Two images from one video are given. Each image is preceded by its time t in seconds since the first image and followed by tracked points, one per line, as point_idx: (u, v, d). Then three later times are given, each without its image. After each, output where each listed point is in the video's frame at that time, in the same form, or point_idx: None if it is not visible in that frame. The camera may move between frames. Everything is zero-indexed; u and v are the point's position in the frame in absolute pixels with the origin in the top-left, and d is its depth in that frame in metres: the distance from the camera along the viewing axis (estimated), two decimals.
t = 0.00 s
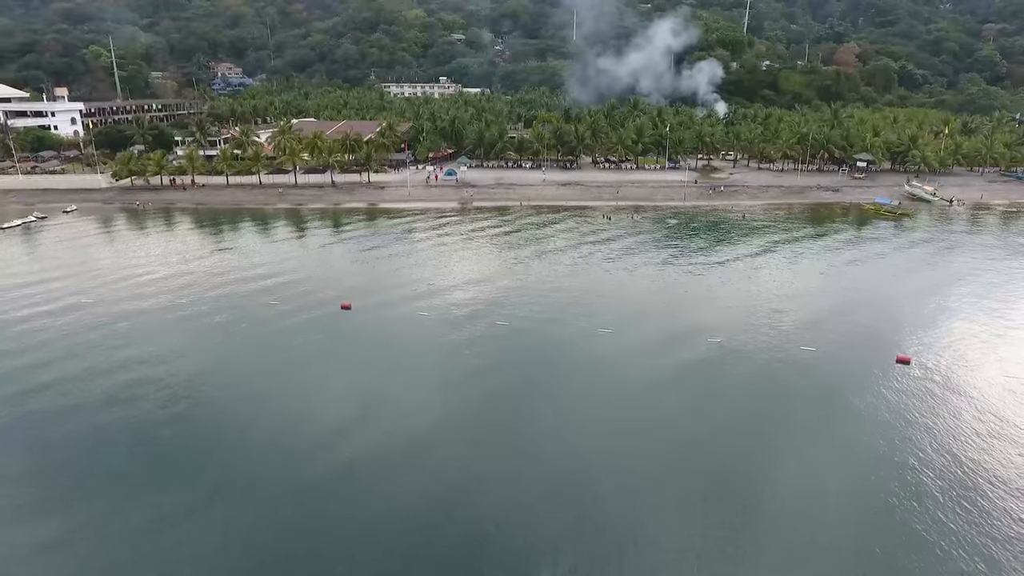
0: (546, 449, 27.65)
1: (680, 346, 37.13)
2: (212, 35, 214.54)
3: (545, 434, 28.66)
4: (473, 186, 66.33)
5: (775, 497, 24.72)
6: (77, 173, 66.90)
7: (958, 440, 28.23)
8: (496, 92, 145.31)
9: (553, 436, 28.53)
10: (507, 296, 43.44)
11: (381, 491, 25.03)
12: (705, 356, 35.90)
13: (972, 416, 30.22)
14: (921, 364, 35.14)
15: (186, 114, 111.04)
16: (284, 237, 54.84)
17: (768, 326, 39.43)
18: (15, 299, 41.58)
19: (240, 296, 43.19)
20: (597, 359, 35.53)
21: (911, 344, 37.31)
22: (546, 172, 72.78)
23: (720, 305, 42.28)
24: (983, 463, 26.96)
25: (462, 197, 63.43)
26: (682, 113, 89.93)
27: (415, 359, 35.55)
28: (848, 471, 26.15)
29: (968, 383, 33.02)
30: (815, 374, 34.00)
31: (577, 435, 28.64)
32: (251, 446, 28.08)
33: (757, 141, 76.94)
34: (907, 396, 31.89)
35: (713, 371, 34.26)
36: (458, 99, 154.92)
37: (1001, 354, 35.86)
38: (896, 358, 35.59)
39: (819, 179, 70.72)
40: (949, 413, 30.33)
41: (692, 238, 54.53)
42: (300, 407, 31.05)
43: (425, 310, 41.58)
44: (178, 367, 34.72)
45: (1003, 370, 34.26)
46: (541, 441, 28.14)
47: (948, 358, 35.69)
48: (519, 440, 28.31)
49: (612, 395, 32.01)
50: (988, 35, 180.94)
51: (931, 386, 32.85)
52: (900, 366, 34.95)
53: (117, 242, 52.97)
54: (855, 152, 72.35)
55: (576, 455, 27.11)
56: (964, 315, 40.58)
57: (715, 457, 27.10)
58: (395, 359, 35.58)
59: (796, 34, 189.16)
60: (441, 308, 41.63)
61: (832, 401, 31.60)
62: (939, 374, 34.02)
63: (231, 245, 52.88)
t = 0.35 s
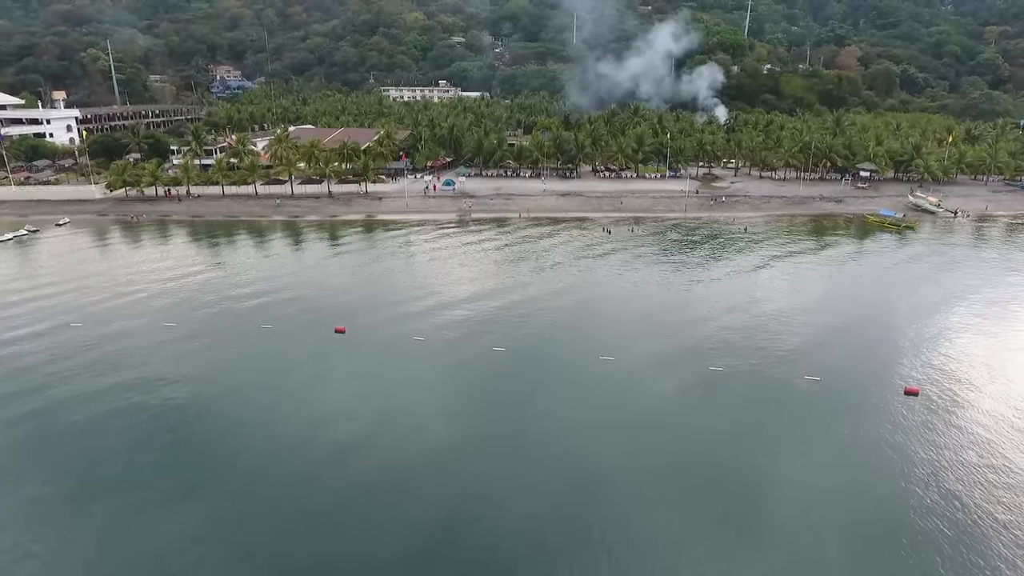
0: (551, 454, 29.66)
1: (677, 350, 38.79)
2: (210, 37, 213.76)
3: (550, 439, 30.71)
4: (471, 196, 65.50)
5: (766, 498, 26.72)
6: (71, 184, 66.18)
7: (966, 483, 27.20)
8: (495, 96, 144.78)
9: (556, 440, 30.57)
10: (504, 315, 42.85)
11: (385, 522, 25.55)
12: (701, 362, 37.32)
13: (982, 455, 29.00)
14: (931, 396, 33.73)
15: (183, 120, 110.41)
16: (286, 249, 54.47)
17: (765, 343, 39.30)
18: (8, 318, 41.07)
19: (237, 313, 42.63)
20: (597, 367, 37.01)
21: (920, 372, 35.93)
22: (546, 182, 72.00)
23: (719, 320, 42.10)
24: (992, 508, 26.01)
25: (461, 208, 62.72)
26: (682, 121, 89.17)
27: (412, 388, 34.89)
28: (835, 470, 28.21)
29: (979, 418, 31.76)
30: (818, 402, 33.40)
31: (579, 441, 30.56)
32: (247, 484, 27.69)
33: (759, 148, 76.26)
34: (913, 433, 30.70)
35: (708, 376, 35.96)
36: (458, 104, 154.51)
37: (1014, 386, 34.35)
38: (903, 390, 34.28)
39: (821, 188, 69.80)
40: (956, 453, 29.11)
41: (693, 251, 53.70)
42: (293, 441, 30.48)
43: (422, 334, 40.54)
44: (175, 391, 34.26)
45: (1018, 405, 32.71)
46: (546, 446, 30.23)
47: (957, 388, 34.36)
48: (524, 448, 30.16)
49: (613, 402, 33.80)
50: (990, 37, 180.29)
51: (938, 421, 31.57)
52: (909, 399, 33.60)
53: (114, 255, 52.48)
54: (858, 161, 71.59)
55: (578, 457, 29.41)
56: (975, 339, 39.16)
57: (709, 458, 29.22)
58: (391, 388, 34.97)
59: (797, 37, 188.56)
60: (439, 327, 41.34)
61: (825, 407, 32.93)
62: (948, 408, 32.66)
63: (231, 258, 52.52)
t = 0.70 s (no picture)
0: (543, 479, 28.74)
1: (672, 368, 37.94)
2: (209, 40, 212.88)
3: (542, 463, 29.77)
4: (469, 208, 64.57)
5: (765, 526, 25.83)
6: (64, 195, 65.30)
7: (985, 524, 25.54)
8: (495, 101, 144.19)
9: (547, 466, 29.54)
10: (496, 336, 41.41)
11: (382, 554, 24.72)
12: (696, 383, 36.37)
13: (998, 494, 27.35)
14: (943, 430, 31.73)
15: (181, 126, 109.85)
16: (284, 263, 53.67)
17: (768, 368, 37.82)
18: None
19: (230, 334, 41.62)
20: (590, 387, 36.05)
21: (929, 400, 34.25)
22: (546, 191, 71.20)
23: (718, 342, 40.77)
24: (1015, 553, 24.33)
25: (459, 220, 61.93)
26: (683, 128, 88.34)
27: (406, 423, 33.10)
28: (836, 495, 27.50)
29: (994, 456, 29.82)
30: (823, 434, 31.88)
31: (571, 466, 29.60)
32: (230, 535, 25.62)
33: (761, 156, 75.55)
34: (925, 473, 28.76)
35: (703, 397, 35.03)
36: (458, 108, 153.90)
37: None
38: (913, 424, 32.27)
39: (825, 198, 68.78)
40: (970, 497, 27.14)
41: (693, 267, 52.44)
42: (278, 481, 28.79)
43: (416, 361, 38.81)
44: (166, 415, 33.54)
45: None
46: (536, 471, 29.27)
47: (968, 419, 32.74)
48: (513, 473, 29.15)
49: (605, 424, 32.87)
50: (992, 38, 179.23)
51: (951, 459, 29.64)
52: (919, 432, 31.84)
53: (107, 270, 51.71)
54: (861, 170, 70.69)
55: (577, 470, 29.31)
56: (984, 365, 37.54)
57: (705, 482, 28.44)
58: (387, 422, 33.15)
59: (798, 39, 187.73)
60: (434, 345, 40.54)
61: (826, 433, 31.90)
62: (961, 445, 30.67)
63: (226, 273, 51.73)
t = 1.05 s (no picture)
0: (541, 503, 28.22)
1: (673, 390, 36.59)
2: (207, 42, 212.02)
3: (541, 473, 30.07)
4: (468, 219, 63.66)
5: (770, 551, 25.41)
6: (56, 206, 64.33)
7: None
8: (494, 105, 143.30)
9: (547, 476, 29.82)
10: (490, 359, 39.91)
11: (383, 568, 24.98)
12: (698, 407, 34.95)
13: (1016, 540, 25.89)
14: (956, 469, 30.09)
15: (177, 132, 109.01)
16: (279, 278, 52.61)
17: (774, 393, 36.28)
18: None
19: (220, 357, 40.30)
20: (587, 412, 34.67)
21: (939, 432, 32.67)
22: (545, 201, 70.32)
23: (720, 364, 39.27)
24: None
25: (457, 232, 60.92)
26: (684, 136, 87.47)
27: (399, 452, 31.81)
28: (831, 491, 28.79)
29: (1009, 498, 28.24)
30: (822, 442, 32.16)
31: (573, 475, 29.93)
32: None
33: (763, 165, 74.67)
34: (939, 518, 27.04)
35: (705, 423, 33.65)
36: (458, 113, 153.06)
37: None
38: (925, 461, 30.53)
39: (828, 209, 67.80)
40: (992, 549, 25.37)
41: (694, 284, 50.96)
42: (273, 496, 28.73)
43: (411, 389, 36.84)
44: (155, 436, 32.89)
45: None
46: (536, 481, 29.55)
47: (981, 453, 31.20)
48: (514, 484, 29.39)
49: (603, 453, 31.47)
50: (995, 40, 178.36)
51: (966, 503, 27.98)
52: (931, 469, 30.27)
53: (98, 287, 50.72)
54: (864, 180, 69.66)
55: (580, 465, 30.59)
56: (995, 393, 35.99)
57: (706, 475, 29.80)
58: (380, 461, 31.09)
59: (799, 42, 187.00)
60: (433, 356, 40.40)
61: (834, 466, 30.42)
62: (976, 486, 29.02)
63: (219, 288, 50.70)
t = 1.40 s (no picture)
0: (544, 507, 29.26)
1: (672, 417, 35.82)
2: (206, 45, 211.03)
3: (543, 476, 31.20)
4: (466, 231, 62.62)
5: (767, 556, 26.55)
6: (48, 218, 63.40)
7: None
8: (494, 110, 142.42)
9: (549, 480, 30.93)
10: (488, 377, 39.60)
11: None
12: (698, 435, 34.13)
13: None
14: (968, 510, 29.17)
15: (174, 139, 108.12)
16: (275, 294, 51.69)
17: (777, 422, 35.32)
18: None
19: (211, 382, 39.27)
20: (585, 439, 33.89)
21: (948, 467, 31.79)
22: (545, 212, 69.42)
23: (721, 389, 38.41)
24: None
25: (456, 245, 59.94)
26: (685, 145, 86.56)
27: (394, 477, 31.60)
28: (824, 495, 30.03)
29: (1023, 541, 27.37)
30: (815, 447, 33.32)
31: (574, 479, 31.07)
32: None
33: (766, 174, 73.74)
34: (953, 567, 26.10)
35: (705, 453, 32.83)
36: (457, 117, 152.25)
37: None
38: (938, 501, 29.60)
39: (832, 219, 66.80)
40: None
41: (696, 301, 49.79)
42: (270, 524, 28.59)
43: (407, 420, 35.63)
44: (147, 465, 32.34)
45: None
46: (539, 486, 30.60)
47: (993, 492, 30.27)
48: (518, 489, 30.44)
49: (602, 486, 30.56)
50: (997, 42, 177.34)
51: (980, 548, 27.10)
52: (944, 509, 29.32)
53: (90, 303, 49.87)
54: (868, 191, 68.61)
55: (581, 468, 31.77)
56: (1001, 423, 35.11)
57: (704, 479, 30.98)
58: (377, 507, 29.52)
59: (799, 45, 186.02)
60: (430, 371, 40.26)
61: (843, 502, 29.55)
62: (990, 530, 28.08)
63: (213, 303, 49.84)
